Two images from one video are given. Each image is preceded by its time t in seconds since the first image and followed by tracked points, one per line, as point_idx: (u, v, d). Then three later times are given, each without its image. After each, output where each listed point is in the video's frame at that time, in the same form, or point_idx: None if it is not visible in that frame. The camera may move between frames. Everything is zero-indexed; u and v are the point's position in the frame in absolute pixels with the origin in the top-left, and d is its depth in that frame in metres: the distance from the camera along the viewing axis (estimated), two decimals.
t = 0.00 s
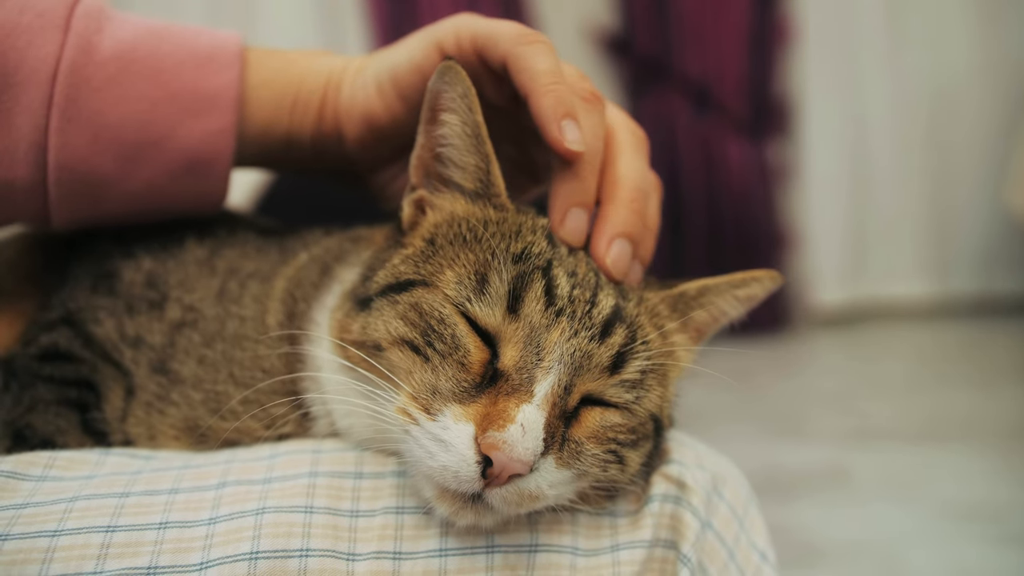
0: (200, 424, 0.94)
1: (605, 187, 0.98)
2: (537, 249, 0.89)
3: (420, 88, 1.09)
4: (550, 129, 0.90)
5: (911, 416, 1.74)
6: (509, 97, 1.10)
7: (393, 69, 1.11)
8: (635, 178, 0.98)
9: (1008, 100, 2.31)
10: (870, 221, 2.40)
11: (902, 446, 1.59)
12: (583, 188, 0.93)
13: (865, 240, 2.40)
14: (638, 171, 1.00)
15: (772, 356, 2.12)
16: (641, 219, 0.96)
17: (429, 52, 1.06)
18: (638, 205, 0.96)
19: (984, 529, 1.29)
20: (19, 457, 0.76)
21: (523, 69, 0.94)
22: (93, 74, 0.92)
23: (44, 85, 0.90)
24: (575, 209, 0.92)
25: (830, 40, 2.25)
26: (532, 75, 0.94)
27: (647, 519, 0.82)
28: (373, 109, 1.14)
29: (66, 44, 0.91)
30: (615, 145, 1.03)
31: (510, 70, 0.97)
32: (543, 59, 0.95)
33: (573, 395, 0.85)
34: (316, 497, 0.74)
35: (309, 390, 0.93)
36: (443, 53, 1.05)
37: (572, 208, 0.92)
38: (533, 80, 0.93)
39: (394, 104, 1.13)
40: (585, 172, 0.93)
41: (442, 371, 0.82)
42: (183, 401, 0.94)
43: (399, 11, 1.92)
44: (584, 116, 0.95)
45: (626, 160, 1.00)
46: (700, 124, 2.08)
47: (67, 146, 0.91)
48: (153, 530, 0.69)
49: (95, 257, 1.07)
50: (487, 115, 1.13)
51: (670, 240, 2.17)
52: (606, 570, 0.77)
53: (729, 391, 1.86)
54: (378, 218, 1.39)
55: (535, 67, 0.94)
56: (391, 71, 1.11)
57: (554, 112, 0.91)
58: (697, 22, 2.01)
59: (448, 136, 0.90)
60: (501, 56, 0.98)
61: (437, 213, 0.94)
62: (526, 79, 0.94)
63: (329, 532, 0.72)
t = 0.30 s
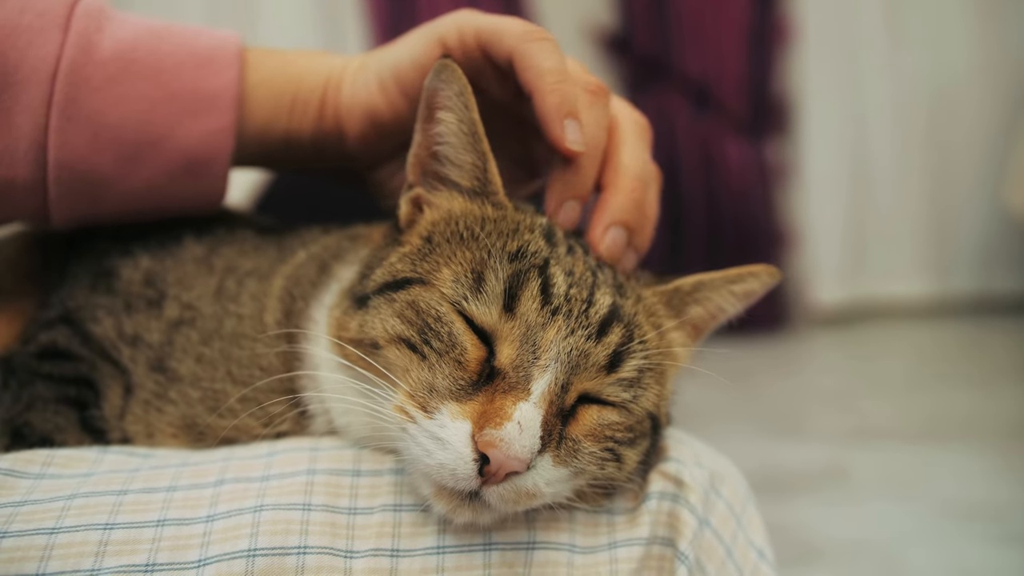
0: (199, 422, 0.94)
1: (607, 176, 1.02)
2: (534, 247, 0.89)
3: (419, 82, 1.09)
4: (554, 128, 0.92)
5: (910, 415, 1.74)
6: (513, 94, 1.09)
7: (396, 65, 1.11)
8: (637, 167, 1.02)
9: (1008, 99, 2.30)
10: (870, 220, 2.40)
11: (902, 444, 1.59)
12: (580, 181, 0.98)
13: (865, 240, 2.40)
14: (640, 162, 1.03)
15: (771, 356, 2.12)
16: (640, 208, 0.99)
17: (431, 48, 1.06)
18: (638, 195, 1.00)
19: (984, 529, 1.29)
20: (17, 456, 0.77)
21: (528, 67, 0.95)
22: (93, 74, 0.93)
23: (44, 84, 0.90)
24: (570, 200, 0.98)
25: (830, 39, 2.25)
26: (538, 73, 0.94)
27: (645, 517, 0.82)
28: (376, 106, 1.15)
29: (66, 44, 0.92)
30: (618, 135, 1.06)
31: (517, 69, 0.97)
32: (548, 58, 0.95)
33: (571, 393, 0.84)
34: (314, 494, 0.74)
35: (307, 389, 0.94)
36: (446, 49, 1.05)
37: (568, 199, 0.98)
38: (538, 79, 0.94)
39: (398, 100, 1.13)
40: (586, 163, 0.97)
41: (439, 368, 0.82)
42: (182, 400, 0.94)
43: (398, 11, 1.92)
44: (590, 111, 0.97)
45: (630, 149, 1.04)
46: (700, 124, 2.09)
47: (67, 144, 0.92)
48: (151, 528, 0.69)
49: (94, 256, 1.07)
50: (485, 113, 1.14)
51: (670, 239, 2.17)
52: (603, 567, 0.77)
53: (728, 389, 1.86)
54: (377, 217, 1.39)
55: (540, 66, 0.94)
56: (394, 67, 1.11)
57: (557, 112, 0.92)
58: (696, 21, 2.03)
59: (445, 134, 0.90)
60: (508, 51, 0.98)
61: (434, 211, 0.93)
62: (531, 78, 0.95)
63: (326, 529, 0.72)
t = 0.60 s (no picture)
0: (200, 421, 0.94)
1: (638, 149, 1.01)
2: (536, 248, 0.89)
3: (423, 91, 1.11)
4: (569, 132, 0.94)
5: (910, 414, 1.74)
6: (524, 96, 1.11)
7: (398, 70, 1.12)
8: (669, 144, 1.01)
9: (1007, 99, 2.31)
10: (870, 219, 2.40)
11: (902, 444, 1.59)
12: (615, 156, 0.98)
13: (864, 239, 2.41)
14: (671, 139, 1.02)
15: (771, 355, 2.12)
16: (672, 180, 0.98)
17: (435, 53, 1.07)
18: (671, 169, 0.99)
19: (984, 528, 1.29)
20: (18, 455, 0.77)
21: (544, 70, 0.96)
22: (90, 74, 0.93)
23: (42, 85, 0.90)
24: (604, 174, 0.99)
25: (830, 39, 2.25)
26: (555, 78, 0.95)
27: (645, 516, 0.82)
28: (377, 110, 1.16)
29: (64, 44, 0.92)
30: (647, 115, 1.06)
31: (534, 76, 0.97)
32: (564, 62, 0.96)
33: (571, 394, 0.85)
34: (315, 493, 0.75)
35: (308, 387, 0.94)
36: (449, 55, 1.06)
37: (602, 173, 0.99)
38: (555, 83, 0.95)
39: (398, 105, 1.15)
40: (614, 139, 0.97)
41: (441, 368, 0.82)
42: (182, 399, 0.94)
43: (398, 13, 1.92)
44: (609, 95, 0.99)
45: (661, 123, 1.04)
46: (700, 124, 2.09)
47: (65, 146, 0.92)
48: (153, 527, 0.70)
49: (95, 256, 1.08)
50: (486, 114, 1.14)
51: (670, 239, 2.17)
52: (603, 566, 0.77)
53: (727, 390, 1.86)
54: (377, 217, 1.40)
55: (556, 71, 0.96)
56: (396, 72, 1.12)
57: (574, 115, 0.93)
58: (696, 21, 2.03)
59: (447, 134, 0.91)
60: (522, 57, 0.98)
61: (436, 209, 0.94)
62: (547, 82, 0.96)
63: (327, 528, 0.72)
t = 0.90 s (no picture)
0: (199, 422, 0.94)
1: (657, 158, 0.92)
2: (535, 249, 0.89)
3: (423, 78, 1.09)
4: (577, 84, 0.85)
5: (910, 414, 1.74)
6: (513, 84, 1.10)
7: (389, 61, 1.11)
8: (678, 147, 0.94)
9: (1007, 97, 2.31)
10: (870, 219, 2.41)
11: (902, 443, 1.59)
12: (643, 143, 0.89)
13: (864, 239, 2.41)
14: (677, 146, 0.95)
15: (771, 356, 2.12)
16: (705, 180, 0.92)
17: (427, 44, 1.05)
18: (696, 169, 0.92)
19: (984, 528, 1.29)
20: (17, 456, 0.77)
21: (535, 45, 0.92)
22: (83, 62, 0.93)
23: (34, 73, 0.91)
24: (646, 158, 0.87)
25: (829, 39, 2.25)
26: (547, 46, 0.91)
27: (644, 516, 0.83)
28: (368, 101, 1.15)
29: (55, 32, 0.92)
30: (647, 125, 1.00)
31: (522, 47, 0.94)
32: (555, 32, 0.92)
33: (571, 395, 0.85)
34: (313, 494, 0.75)
35: (307, 388, 0.94)
36: (441, 46, 1.04)
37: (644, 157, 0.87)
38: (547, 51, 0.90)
39: (388, 97, 1.14)
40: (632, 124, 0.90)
41: (439, 370, 0.82)
42: (181, 399, 0.94)
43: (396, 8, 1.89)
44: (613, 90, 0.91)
45: (660, 134, 1.00)
46: (699, 123, 2.07)
47: (58, 135, 0.92)
48: (151, 528, 0.70)
49: (95, 256, 1.08)
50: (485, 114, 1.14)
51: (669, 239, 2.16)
52: (602, 566, 0.77)
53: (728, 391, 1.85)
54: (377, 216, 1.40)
55: (547, 39, 0.91)
56: (388, 63, 1.11)
57: (580, 69, 0.86)
58: (695, 22, 2.04)
59: (448, 135, 0.91)
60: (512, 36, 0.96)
61: (437, 211, 0.94)
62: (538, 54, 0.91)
63: (326, 529, 0.72)
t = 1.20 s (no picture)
0: (199, 420, 0.94)
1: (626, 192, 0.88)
2: (537, 248, 0.88)
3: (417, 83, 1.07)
4: (549, 102, 0.81)
5: (910, 414, 1.74)
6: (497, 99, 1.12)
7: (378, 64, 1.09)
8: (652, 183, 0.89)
9: (1007, 96, 2.31)
10: (870, 219, 2.41)
11: (902, 443, 1.59)
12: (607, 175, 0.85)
13: (864, 239, 2.41)
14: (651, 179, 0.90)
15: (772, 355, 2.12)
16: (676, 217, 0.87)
17: (415, 49, 1.04)
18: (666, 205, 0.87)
19: (984, 527, 1.29)
20: (18, 454, 0.77)
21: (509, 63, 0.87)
22: (76, 58, 0.94)
23: (27, 71, 0.92)
24: (604, 194, 0.83)
25: (829, 39, 2.25)
26: (520, 67, 0.86)
27: (644, 515, 0.83)
28: (358, 102, 1.13)
29: (47, 30, 0.93)
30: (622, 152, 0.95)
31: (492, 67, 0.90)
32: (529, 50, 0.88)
33: (571, 394, 0.85)
34: (314, 493, 0.75)
35: (307, 387, 0.94)
36: (428, 51, 1.02)
37: (602, 192, 0.83)
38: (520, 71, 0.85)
39: (376, 100, 1.13)
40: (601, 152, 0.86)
41: (439, 369, 0.83)
42: (182, 398, 0.94)
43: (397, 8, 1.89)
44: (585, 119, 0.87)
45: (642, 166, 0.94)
46: (699, 123, 2.09)
47: (52, 133, 0.93)
48: (151, 526, 0.70)
49: (96, 255, 1.08)
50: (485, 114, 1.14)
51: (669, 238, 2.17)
52: (603, 565, 0.77)
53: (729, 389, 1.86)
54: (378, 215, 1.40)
55: (521, 60, 0.86)
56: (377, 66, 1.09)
57: (553, 87, 0.82)
58: (696, 20, 2.03)
59: (452, 133, 0.90)
60: (489, 54, 0.91)
61: (439, 209, 0.94)
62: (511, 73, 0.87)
63: (326, 528, 0.72)
